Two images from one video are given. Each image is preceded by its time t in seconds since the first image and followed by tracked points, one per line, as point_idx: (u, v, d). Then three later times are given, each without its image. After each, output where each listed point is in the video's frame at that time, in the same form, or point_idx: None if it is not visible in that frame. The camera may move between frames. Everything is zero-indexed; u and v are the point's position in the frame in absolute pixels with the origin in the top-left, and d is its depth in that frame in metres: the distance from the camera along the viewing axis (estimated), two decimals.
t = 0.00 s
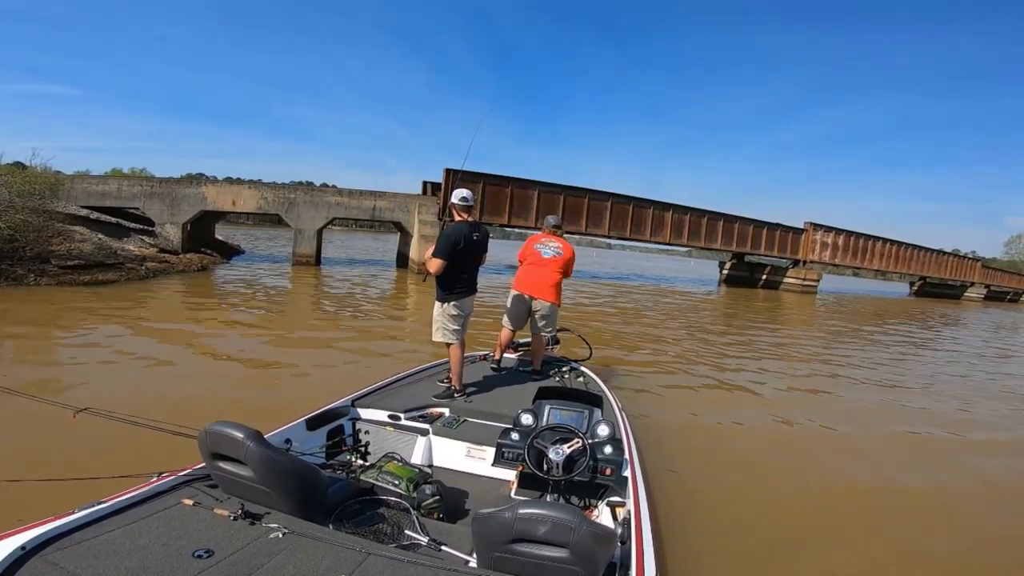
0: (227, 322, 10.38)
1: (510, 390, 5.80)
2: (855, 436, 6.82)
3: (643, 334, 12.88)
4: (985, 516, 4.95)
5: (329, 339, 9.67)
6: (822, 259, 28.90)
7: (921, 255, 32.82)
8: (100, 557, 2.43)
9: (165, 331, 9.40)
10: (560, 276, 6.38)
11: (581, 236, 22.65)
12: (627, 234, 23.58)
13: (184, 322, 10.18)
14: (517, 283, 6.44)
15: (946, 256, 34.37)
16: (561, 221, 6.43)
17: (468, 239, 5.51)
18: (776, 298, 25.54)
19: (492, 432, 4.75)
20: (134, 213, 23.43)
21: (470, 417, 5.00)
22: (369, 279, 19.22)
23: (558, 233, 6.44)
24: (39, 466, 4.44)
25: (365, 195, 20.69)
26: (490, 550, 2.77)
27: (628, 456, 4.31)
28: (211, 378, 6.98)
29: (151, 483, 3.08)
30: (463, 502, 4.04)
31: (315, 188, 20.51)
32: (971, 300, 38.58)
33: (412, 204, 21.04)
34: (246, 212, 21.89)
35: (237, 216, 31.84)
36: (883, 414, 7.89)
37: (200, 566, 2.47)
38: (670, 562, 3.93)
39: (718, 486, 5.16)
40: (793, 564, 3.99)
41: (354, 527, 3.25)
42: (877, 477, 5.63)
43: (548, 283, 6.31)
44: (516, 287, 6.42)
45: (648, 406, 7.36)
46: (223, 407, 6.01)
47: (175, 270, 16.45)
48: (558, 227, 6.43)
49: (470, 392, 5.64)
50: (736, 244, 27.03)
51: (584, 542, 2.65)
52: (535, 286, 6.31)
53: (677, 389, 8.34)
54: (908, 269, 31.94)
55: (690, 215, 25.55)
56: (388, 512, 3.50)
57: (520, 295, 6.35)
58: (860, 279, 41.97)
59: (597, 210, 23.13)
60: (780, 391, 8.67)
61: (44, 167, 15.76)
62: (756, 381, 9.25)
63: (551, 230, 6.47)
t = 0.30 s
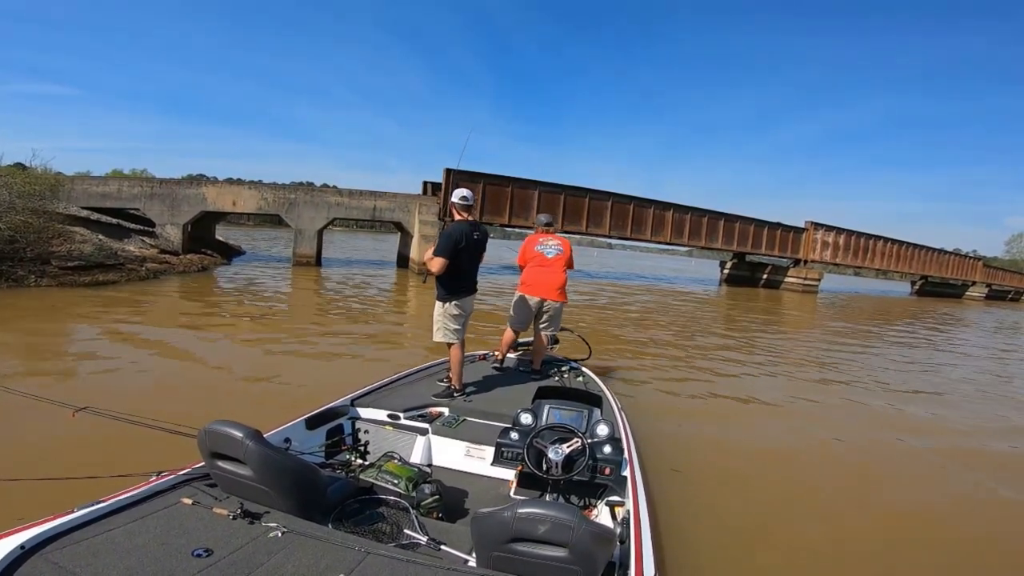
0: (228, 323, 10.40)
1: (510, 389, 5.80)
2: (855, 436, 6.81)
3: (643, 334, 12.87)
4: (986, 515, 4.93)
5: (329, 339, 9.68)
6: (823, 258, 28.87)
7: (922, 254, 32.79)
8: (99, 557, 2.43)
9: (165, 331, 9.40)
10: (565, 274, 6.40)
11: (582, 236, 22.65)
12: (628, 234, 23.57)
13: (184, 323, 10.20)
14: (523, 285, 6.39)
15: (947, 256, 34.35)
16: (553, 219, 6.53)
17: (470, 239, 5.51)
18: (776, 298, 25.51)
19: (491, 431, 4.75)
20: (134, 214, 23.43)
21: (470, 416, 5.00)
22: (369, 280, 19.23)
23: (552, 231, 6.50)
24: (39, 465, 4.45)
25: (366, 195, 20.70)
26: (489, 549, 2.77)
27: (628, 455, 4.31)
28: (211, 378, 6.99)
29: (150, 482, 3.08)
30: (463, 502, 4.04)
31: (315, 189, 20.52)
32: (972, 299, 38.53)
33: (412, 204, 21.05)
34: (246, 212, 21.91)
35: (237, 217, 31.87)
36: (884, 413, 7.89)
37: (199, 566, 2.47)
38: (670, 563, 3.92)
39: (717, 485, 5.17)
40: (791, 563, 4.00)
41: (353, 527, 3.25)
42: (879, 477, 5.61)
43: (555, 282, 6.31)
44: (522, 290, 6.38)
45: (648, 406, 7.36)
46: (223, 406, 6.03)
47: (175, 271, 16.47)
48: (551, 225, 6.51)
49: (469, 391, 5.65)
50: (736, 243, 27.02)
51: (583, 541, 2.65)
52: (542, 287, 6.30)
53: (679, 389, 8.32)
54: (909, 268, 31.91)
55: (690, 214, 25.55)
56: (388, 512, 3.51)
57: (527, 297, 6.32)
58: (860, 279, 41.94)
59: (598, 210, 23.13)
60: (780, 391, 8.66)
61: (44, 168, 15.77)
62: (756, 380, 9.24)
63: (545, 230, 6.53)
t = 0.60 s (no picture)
0: (229, 323, 10.41)
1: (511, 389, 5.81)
2: (855, 435, 6.81)
3: (644, 334, 12.87)
4: (986, 516, 4.93)
5: (330, 339, 9.69)
6: (825, 258, 28.85)
7: (924, 254, 32.75)
8: (101, 557, 2.44)
9: (166, 332, 9.41)
10: (567, 272, 6.40)
11: (583, 235, 22.65)
12: (628, 234, 23.57)
13: (185, 323, 10.21)
14: (527, 286, 6.39)
15: (948, 255, 34.31)
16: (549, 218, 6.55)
17: (471, 238, 5.51)
18: (778, 297, 25.50)
19: (492, 431, 4.76)
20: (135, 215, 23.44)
21: (470, 416, 5.01)
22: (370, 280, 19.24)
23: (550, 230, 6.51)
24: (41, 466, 4.46)
25: (366, 195, 20.71)
26: (490, 549, 2.77)
27: (628, 455, 4.31)
28: (212, 378, 7.00)
29: (152, 482, 3.08)
30: (463, 501, 4.04)
31: (316, 189, 20.52)
32: (974, 298, 38.49)
33: (413, 205, 21.06)
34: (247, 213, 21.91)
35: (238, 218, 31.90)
36: (886, 413, 7.88)
37: (200, 566, 2.47)
38: (671, 562, 3.92)
39: (716, 485, 5.17)
40: (789, 563, 3.99)
41: (354, 527, 3.26)
42: (880, 477, 5.61)
43: (558, 281, 6.31)
44: (526, 291, 6.38)
45: (649, 405, 7.36)
46: (225, 406, 6.04)
47: (176, 271, 16.49)
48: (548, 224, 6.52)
49: (470, 391, 5.65)
50: (738, 243, 27.00)
51: (584, 541, 2.65)
52: (545, 286, 6.30)
53: (680, 389, 8.32)
54: (910, 267, 31.88)
55: (691, 214, 25.54)
56: (388, 511, 3.51)
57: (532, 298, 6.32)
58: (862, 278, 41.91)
59: (599, 209, 23.13)
60: (782, 390, 8.66)
61: (45, 169, 15.78)
62: (758, 380, 9.24)
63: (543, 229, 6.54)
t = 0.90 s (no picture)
0: (229, 324, 10.40)
1: (512, 389, 5.80)
2: (857, 435, 6.81)
3: (645, 333, 12.87)
4: (987, 514, 4.93)
5: (331, 339, 9.69)
6: (826, 258, 28.83)
7: (925, 254, 32.72)
8: (104, 558, 2.44)
9: (167, 332, 9.42)
10: (567, 271, 6.41)
11: (584, 235, 22.64)
12: (629, 234, 23.56)
13: (186, 324, 10.22)
14: (526, 286, 6.38)
15: (950, 256, 34.29)
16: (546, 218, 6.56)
17: (474, 239, 5.51)
18: (779, 297, 25.48)
19: (493, 431, 4.76)
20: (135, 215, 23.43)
21: (471, 416, 5.01)
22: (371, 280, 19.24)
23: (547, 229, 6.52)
24: (43, 467, 4.47)
25: (367, 195, 20.71)
26: (492, 548, 2.78)
27: (630, 455, 4.31)
28: (213, 379, 7.00)
29: (156, 482, 3.09)
30: (465, 502, 4.04)
31: (317, 190, 20.53)
32: (975, 298, 38.46)
33: (413, 205, 21.06)
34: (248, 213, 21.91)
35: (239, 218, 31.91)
36: (887, 412, 7.88)
37: (204, 566, 2.48)
38: (673, 562, 3.92)
39: (717, 486, 5.14)
40: (791, 562, 3.99)
41: (356, 527, 3.26)
42: (882, 477, 5.60)
43: (557, 281, 6.31)
44: (525, 291, 6.36)
45: (651, 405, 7.36)
46: (226, 407, 6.04)
47: (176, 271, 16.48)
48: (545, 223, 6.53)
49: (472, 391, 5.65)
50: (739, 242, 26.98)
51: (586, 541, 2.66)
52: (546, 286, 6.29)
53: (681, 389, 8.32)
54: (911, 267, 31.86)
55: (692, 214, 25.53)
56: (390, 512, 3.52)
57: (533, 298, 6.32)
58: (863, 278, 41.87)
59: (599, 209, 23.12)
60: (784, 390, 8.65)
61: (45, 170, 15.79)
62: (759, 380, 9.24)
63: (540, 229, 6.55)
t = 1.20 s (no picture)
0: (230, 324, 10.40)
1: (512, 390, 5.81)
2: (857, 435, 6.80)
3: (646, 334, 12.88)
4: (988, 515, 4.93)
5: (332, 340, 9.69)
6: (826, 258, 28.82)
7: (926, 255, 32.70)
8: (106, 560, 2.44)
9: (167, 332, 9.43)
10: (567, 271, 6.41)
11: (584, 236, 22.63)
12: (630, 234, 23.55)
13: (187, 323, 10.23)
14: (525, 286, 6.38)
15: (951, 256, 34.27)
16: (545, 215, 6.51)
17: (475, 240, 5.51)
18: (779, 298, 25.47)
19: (494, 431, 4.76)
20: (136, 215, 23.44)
21: (472, 417, 5.01)
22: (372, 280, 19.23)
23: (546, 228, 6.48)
24: (45, 466, 4.48)
25: (367, 195, 20.71)
26: (494, 549, 2.77)
27: (631, 455, 4.31)
28: (214, 379, 7.01)
29: (157, 484, 3.09)
30: (466, 502, 4.04)
31: (317, 190, 20.52)
32: (976, 299, 38.45)
33: (414, 205, 21.06)
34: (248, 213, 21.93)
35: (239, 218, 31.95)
36: (887, 413, 7.88)
37: (205, 567, 2.48)
38: (674, 563, 3.92)
39: (716, 486, 5.12)
40: (791, 563, 3.99)
41: (357, 528, 3.26)
42: (883, 478, 5.59)
43: (556, 282, 6.31)
44: (524, 291, 6.36)
45: (652, 405, 7.36)
46: (227, 407, 6.05)
47: (176, 271, 16.47)
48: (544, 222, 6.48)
49: (472, 392, 5.66)
50: (739, 243, 26.97)
51: (588, 541, 2.66)
52: (545, 288, 6.29)
53: (681, 389, 8.32)
54: (912, 268, 31.84)
55: (693, 214, 25.52)
56: (391, 512, 3.52)
57: (534, 299, 6.31)
58: (864, 279, 41.85)
59: (600, 210, 23.12)
60: (785, 391, 8.65)
61: (45, 169, 15.79)
62: (759, 380, 9.24)
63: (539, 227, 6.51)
